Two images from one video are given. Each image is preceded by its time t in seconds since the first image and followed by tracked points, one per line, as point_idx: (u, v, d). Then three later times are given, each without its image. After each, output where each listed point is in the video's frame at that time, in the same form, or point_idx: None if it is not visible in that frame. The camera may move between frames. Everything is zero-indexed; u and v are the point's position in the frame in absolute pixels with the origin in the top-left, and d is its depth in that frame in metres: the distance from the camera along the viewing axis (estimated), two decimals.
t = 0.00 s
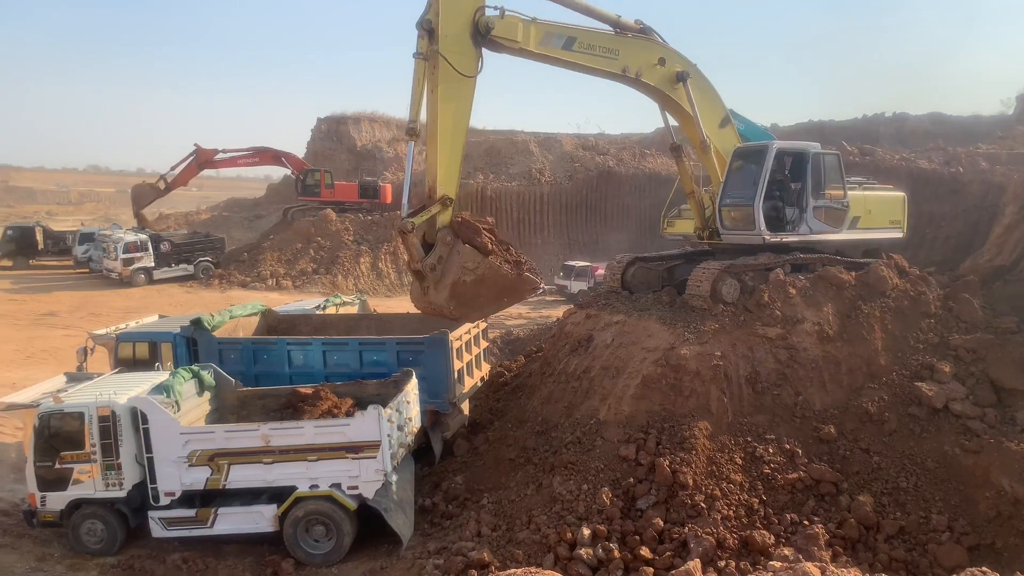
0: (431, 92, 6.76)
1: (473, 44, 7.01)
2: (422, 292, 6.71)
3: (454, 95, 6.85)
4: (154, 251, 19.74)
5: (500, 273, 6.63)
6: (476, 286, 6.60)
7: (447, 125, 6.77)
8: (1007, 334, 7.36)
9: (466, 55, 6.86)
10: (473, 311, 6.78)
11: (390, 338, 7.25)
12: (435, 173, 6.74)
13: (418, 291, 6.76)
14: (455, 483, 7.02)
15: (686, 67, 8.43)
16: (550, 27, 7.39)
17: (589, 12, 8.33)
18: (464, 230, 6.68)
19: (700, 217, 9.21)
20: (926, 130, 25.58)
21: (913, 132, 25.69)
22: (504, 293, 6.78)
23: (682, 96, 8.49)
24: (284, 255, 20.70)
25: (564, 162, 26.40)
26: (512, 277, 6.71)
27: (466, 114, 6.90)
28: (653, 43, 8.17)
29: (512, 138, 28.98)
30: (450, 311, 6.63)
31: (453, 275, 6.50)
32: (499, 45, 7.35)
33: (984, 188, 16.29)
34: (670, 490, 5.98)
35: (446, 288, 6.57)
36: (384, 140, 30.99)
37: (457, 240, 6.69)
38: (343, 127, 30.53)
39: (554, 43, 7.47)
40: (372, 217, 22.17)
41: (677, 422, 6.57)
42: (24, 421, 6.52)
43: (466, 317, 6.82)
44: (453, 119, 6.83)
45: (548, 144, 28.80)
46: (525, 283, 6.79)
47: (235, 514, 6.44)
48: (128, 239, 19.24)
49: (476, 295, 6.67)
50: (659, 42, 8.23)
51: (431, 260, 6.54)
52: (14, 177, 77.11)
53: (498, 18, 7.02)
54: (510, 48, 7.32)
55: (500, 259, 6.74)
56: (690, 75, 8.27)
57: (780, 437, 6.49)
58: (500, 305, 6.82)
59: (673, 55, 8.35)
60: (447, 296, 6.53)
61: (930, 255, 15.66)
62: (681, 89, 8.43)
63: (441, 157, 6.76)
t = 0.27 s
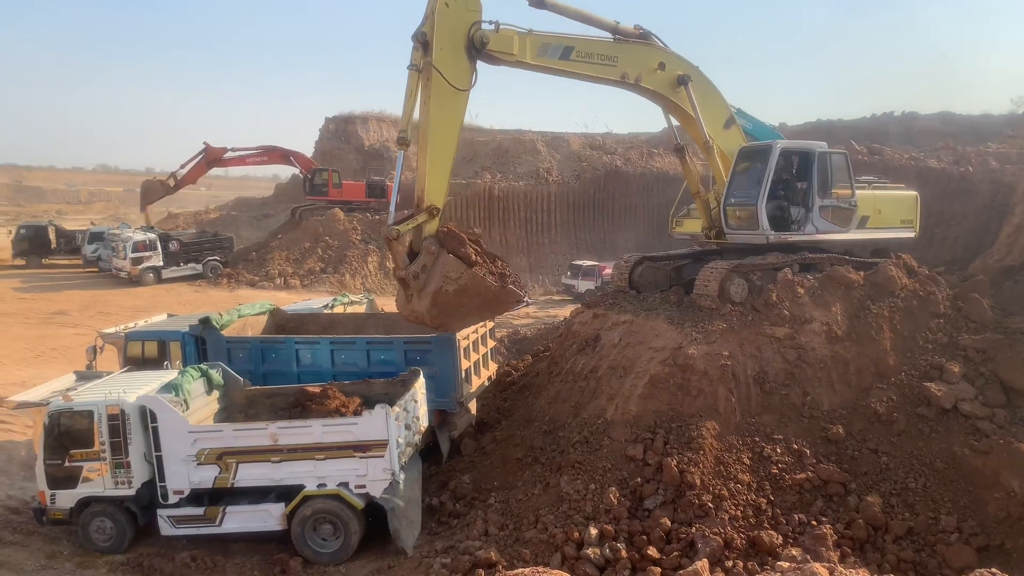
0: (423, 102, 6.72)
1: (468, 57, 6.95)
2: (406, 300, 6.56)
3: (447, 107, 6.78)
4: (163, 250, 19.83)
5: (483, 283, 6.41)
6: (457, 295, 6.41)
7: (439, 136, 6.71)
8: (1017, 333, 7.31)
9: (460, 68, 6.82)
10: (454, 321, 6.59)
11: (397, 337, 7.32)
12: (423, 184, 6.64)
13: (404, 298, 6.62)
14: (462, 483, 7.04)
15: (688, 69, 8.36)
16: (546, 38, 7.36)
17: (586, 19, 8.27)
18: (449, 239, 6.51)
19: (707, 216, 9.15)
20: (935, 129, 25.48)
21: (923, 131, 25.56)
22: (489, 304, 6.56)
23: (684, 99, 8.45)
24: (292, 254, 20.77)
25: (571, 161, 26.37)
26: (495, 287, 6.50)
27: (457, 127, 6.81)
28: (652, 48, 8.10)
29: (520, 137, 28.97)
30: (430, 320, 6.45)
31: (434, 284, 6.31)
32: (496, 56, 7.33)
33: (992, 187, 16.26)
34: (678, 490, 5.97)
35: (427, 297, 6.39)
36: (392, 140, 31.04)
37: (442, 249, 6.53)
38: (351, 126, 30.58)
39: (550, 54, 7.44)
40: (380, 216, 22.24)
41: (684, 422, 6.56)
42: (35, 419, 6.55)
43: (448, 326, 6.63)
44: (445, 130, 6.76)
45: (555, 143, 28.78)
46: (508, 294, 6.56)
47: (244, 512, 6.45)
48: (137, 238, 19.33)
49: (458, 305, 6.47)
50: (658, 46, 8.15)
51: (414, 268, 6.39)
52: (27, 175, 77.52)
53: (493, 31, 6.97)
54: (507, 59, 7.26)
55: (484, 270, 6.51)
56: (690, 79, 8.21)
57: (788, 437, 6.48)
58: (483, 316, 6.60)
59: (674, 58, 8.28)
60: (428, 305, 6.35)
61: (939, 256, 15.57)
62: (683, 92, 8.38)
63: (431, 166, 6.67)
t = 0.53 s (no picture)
0: (417, 113, 6.76)
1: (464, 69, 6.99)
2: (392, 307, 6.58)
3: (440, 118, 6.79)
4: (169, 249, 19.90)
5: (468, 294, 6.43)
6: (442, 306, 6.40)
7: (432, 148, 6.74)
8: None
9: (455, 81, 6.84)
10: (438, 329, 6.58)
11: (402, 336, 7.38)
12: (414, 193, 6.66)
13: (392, 305, 6.64)
14: (468, 482, 7.05)
15: (688, 72, 8.32)
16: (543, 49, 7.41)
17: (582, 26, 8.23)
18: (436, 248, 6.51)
19: (711, 216, 9.03)
20: (942, 128, 25.41)
21: (930, 130, 25.47)
22: (473, 315, 6.55)
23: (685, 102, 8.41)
24: (298, 253, 20.82)
25: (577, 160, 26.35)
26: (481, 298, 6.50)
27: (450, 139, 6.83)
28: (649, 51, 8.06)
29: (525, 136, 28.96)
30: (415, 328, 6.45)
31: (420, 293, 6.31)
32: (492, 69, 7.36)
33: (1002, 187, 16.18)
34: (684, 490, 5.96)
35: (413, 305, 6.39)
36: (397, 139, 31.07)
37: (431, 258, 6.54)
38: (356, 126, 30.63)
39: (546, 64, 7.48)
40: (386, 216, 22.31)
41: (690, 422, 6.56)
42: (42, 418, 6.58)
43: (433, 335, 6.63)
44: (438, 141, 6.77)
45: (561, 142, 28.76)
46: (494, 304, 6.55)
47: (250, 511, 6.46)
48: (144, 237, 19.39)
49: (443, 315, 6.47)
50: (656, 50, 8.12)
51: (401, 276, 6.40)
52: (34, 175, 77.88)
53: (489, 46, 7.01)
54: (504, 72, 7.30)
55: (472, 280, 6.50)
56: (688, 82, 8.19)
57: (794, 437, 6.46)
58: (468, 325, 6.60)
59: (673, 62, 8.24)
60: (412, 313, 6.35)
61: (946, 256, 15.53)
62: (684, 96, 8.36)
63: (422, 176, 6.71)
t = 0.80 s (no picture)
0: (410, 122, 6.79)
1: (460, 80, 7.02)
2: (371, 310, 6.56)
3: (433, 129, 6.83)
4: (175, 248, 19.96)
5: (447, 303, 6.46)
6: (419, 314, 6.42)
7: (422, 157, 6.78)
8: None
9: (450, 93, 6.89)
10: (415, 336, 6.58)
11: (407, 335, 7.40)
12: (403, 202, 6.69)
13: (370, 308, 6.61)
14: (473, 480, 7.06)
15: (687, 75, 8.31)
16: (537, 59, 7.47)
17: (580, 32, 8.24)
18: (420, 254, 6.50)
19: (715, 215, 9.04)
20: (948, 126, 25.34)
21: (936, 128, 25.39)
22: (449, 325, 6.58)
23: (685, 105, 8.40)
24: (303, 252, 20.85)
25: (582, 159, 26.33)
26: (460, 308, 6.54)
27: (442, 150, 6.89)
28: (646, 55, 8.05)
29: (530, 135, 28.97)
30: (391, 333, 6.44)
31: (400, 299, 6.30)
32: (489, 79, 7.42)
33: (1009, 186, 16.11)
34: (688, 488, 5.95)
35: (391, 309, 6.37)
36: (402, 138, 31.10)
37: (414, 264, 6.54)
38: (361, 125, 30.68)
39: (542, 73, 7.55)
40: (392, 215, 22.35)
41: (695, 420, 6.55)
42: (49, 416, 6.61)
43: (408, 340, 6.62)
44: (429, 153, 6.82)
45: (565, 141, 28.75)
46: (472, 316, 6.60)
47: (255, 509, 6.47)
48: (149, 236, 19.44)
49: (422, 322, 6.47)
50: (655, 54, 8.11)
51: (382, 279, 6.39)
52: (39, 175, 78.20)
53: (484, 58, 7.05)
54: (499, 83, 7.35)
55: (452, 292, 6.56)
56: (687, 86, 8.19)
57: (799, 436, 6.45)
58: (444, 334, 6.62)
59: (672, 65, 8.24)
60: (390, 318, 6.34)
61: (953, 255, 15.49)
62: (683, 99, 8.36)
63: (411, 184, 6.74)
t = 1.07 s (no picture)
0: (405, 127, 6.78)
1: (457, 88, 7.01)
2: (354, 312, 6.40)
3: (428, 136, 6.80)
4: (179, 247, 19.99)
5: (431, 311, 6.26)
6: (402, 319, 6.24)
7: (416, 162, 6.73)
8: None
9: (447, 100, 6.87)
10: (397, 343, 6.38)
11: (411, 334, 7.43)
12: (393, 206, 6.62)
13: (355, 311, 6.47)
14: (476, 479, 7.07)
15: (685, 77, 8.31)
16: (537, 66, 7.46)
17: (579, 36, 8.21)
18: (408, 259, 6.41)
19: (717, 214, 9.00)
20: (953, 124, 25.30)
21: (941, 127, 25.33)
22: (432, 333, 6.37)
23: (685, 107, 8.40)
24: (308, 251, 20.92)
25: (585, 157, 26.32)
26: (443, 318, 6.32)
27: (436, 157, 6.85)
28: (645, 58, 8.05)
29: (534, 134, 28.96)
30: (370, 336, 6.24)
31: (384, 301, 6.16)
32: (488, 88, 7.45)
33: (1015, 184, 16.05)
34: (692, 487, 5.95)
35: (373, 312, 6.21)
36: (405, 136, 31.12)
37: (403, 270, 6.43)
38: (365, 124, 30.70)
39: (541, 79, 7.56)
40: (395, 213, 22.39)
41: (698, 419, 6.55)
42: (53, 414, 6.62)
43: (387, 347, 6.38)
44: (423, 159, 6.78)
45: (569, 139, 28.74)
46: (455, 328, 6.36)
47: (259, 507, 6.48)
48: (153, 235, 19.48)
49: (403, 328, 6.27)
50: (653, 56, 8.09)
51: (368, 281, 6.27)
52: (44, 173, 78.44)
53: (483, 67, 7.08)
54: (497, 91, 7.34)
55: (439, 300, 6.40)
56: (686, 87, 8.20)
57: (803, 435, 6.44)
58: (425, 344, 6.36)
59: (670, 67, 8.22)
60: (371, 320, 6.17)
61: (958, 253, 15.45)
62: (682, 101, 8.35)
63: (403, 188, 6.68)
